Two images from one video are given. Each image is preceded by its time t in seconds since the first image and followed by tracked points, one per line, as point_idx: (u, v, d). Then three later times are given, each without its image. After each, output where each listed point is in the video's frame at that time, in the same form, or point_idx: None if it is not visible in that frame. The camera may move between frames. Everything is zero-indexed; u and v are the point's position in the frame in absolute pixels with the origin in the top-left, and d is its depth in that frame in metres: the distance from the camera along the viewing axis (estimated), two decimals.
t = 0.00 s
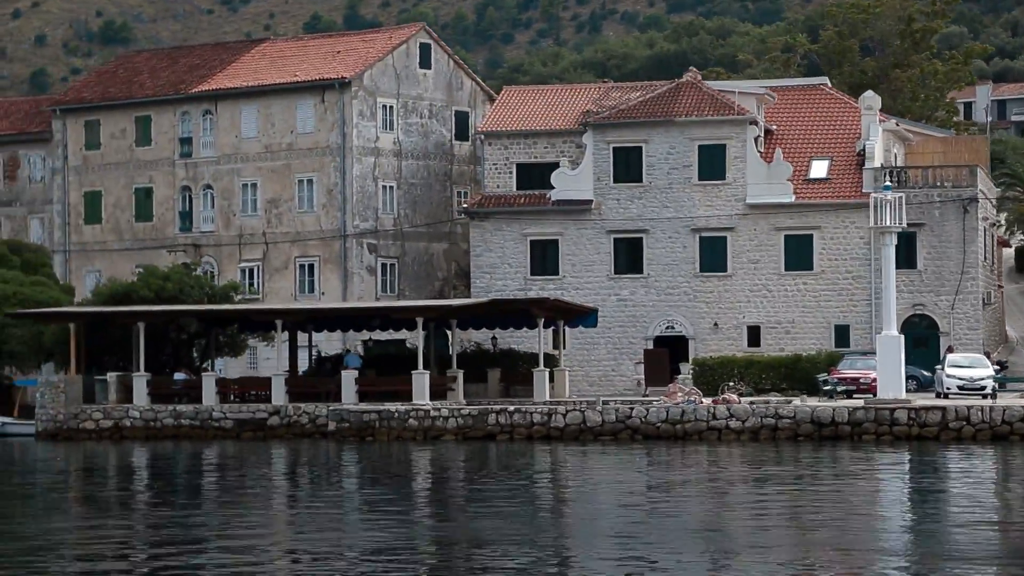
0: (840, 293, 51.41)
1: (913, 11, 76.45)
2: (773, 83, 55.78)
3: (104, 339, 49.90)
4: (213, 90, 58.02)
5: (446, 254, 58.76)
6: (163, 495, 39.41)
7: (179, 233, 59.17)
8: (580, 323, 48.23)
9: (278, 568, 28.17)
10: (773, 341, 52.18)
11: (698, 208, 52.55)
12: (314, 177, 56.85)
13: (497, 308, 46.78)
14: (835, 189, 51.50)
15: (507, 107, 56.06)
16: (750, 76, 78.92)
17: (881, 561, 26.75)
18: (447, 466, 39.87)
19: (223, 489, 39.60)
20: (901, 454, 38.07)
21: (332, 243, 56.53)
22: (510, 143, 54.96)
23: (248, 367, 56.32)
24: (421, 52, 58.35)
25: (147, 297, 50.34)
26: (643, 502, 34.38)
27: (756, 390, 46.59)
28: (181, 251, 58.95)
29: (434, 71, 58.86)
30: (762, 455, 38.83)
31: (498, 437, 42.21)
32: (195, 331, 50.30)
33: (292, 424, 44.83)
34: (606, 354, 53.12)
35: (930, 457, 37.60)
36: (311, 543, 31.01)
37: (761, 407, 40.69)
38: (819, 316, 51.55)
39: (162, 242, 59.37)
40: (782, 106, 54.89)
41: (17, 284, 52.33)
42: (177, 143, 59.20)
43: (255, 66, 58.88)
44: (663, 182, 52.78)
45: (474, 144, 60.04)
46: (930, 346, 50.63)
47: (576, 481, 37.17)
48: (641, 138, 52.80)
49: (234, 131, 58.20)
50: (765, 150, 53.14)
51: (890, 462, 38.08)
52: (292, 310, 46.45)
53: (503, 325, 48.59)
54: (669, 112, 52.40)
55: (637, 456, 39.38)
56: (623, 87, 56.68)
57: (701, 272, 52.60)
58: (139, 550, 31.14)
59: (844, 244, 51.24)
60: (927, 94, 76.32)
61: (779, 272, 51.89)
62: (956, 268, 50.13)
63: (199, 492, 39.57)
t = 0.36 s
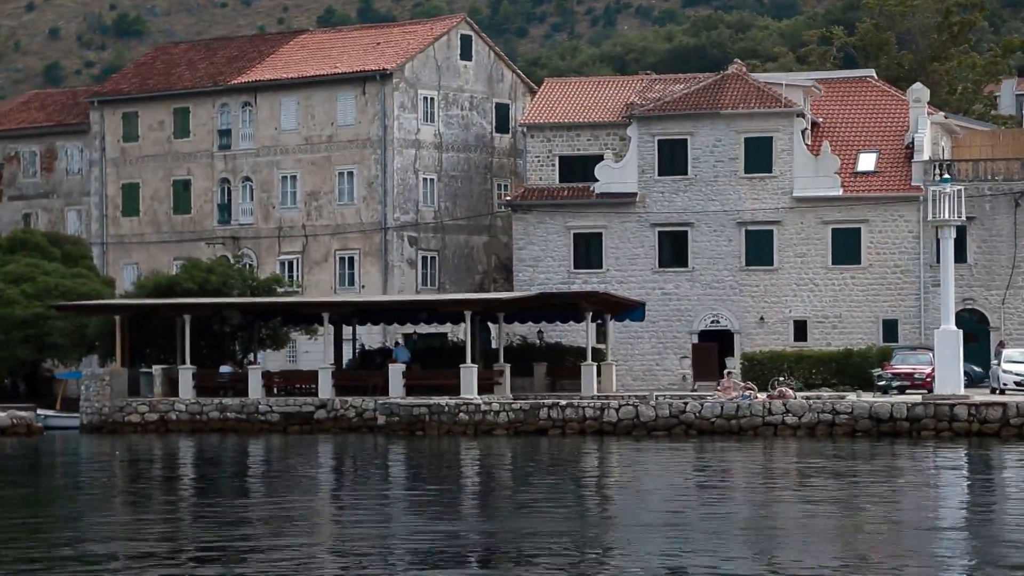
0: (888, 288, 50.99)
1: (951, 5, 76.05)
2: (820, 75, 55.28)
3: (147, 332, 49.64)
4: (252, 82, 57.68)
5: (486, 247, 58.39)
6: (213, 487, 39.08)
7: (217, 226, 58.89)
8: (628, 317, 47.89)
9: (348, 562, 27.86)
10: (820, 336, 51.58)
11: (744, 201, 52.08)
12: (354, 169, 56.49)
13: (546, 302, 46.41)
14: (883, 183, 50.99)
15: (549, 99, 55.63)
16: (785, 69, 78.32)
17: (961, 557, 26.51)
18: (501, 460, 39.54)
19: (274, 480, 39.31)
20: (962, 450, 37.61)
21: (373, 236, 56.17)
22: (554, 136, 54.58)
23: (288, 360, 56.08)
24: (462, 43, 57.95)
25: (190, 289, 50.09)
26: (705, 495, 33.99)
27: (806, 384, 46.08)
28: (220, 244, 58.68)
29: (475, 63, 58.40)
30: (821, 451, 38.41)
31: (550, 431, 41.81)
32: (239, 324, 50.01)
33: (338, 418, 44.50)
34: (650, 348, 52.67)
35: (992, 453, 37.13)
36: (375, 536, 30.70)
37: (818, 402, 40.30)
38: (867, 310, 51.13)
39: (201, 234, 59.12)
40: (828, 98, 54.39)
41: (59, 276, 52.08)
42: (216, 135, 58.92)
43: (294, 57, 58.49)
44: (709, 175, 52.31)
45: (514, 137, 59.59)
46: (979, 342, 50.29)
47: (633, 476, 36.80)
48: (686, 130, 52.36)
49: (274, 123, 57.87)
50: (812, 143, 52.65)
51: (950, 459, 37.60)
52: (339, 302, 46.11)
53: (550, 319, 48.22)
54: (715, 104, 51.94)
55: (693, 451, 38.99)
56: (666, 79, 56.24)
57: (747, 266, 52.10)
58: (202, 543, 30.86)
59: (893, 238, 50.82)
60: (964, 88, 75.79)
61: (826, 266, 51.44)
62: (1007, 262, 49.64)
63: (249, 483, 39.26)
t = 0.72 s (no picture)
0: (939, 283, 50.53)
1: None
2: (868, 68, 54.72)
3: (192, 325, 49.31)
4: (294, 75, 57.31)
5: (528, 241, 58.09)
6: (268, 479, 38.73)
7: (258, 219, 58.51)
8: (680, 312, 47.68)
9: (425, 554, 27.53)
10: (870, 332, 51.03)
11: (793, 195, 51.54)
12: (397, 162, 56.09)
13: (597, 296, 46.08)
14: (934, 177, 50.58)
15: (594, 92, 55.16)
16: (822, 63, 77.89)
17: None
18: (559, 453, 39.23)
19: (331, 471, 38.99)
20: None
21: (416, 230, 55.78)
22: (599, 129, 53.97)
23: (329, 354, 55.64)
24: (506, 35, 57.50)
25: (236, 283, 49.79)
26: (772, 490, 33.55)
27: (859, 380, 45.79)
28: (260, 237, 58.31)
29: (518, 55, 57.98)
30: (882, 448, 38.03)
31: (605, 427, 41.46)
32: (284, 318, 49.67)
33: (388, 412, 44.14)
34: (697, 344, 52.15)
35: None
36: (446, 529, 30.37)
37: (878, 399, 40.02)
38: (917, 306, 50.67)
39: (242, 228, 58.77)
40: (876, 91, 53.88)
41: (103, 269, 51.76)
42: (257, 127, 58.54)
43: (336, 49, 58.10)
44: (757, 168, 51.78)
45: (557, 130, 59.17)
46: None
47: (694, 471, 36.40)
48: (734, 123, 51.75)
49: (316, 115, 57.48)
50: (862, 136, 52.15)
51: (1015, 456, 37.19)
52: (388, 296, 45.68)
53: (599, 314, 47.78)
54: (764, 97, 51.33)
55: (752, 448, 38.55)
56: (712, 71, 55.73)
57: (796, 261, 51.62)
58: (272, 533, 30.54)
59: (944, 233, 50.34)
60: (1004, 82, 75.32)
61: (876, 261, 50.97)
62: None
63: (303, 476, 38.91)
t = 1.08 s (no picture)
0: (997, 281, 50.04)
1: None
2: (923, 63, 54.12)
3: (244, 323, 48.97)
4: (341, 71, 56.89)
5: (577, 238, 57.70)
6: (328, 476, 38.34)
7: (305, 216, 58.17)
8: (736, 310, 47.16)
9: (502, 549, 27.09)
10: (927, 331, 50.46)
11: (849, 192, 50.97)
12: (446, 159, 55.64)
13: (654, 295, 45.66)
14: (993, 174, 49.90)
15: (645, 88, 54.63)
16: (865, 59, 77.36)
17: None
18: (623, 452, 38.80)
19: (392, 468, 38.62)
20: None
21: (464, 227, 55.35)
22: (649, 125, 53.46)
23: (377, 353, 55.26)
24: (555, 31, 57.03)
25: (287, 280, 49.45)
26: (845, 489, 33.04)
27: (921, 380, 45.28)
28: (307, 234, 57.94)
29: (567, 51, 57.52)
30: (953, 448, 37.54)
31: (667, 427, 41.10)
32: (336, 317, 49.27)
33: (444, 411, 43.71)
34: (750, 343, 51.67)
35: None
36: (520, 524, 29.95)
37: (947, 398, 39.93)
38: (975, 304, 50.19)
39: (288, 225, 58.43)
40: (931, 87, 53.29)
41: (152, 267, 51.48)
42: (304, 124, 58.16)
43: (384, 45, 57.67)
44: (811, 165, 51.17)
45: (605, 126, 58.77)
46: None
47: (762, 470, 35.90)
48: (788, 120, 51.15)
49: (363, 112, 57.06)
50: (918, 133, 51.56)
51: None
52: (444, 294, 45.26)
53: (655, 312, 47.32)
54: (819, 93, 50.71)
55: (819, 449, 38.04)
56: (764, 67, 55.15)
57: (851, 259, 51.06)
58: (344, 529, 30.14)
59: (1003, 230, 49.86)
60: None
61: (934, 258, 50.39)
62: None
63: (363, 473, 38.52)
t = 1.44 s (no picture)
0: None
1: None
2: (984, 61, 53.33)
3: (299, 325, 48.64)
4: (392, 71, 56.48)
5: (630, 240, 57.18)
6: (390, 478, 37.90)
7: (354, 218, 57.81)
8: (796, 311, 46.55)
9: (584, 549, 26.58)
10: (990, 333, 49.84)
11: (908, 192, 50.32)
12: (497, 160, 55.21)
13: (714, 296, 45.10)
14: None
15: (699, 87, 54.06)
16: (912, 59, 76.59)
17: None
18: (691, 453, 38.30)
19: (457, 470, 38.18)
20: None
21: (517, 228, 54.90)
22: (704, 125, 52.86)
23: (429, 355, 54.91)
24: (607, 30, 56.55)
25: (343, 282, 49.10)
26: (923, 492, 32.42)
27: (988, 382, 44.50)
28: (357, 236, 57.59)
29: (619, 51, 57.05)
30: None
31: (734, 430, 40.78)
32: (392, 319, 48.88)
33: (505, 414, 43.29)
34: (808, 345, 51.14)
35: None
36: (596, 524, 29.44)
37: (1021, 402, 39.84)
38: None
39: (338, 227, 58.09)
40: (992, 84, 52.52)
41: (205, 268, 51.22)
42: (354, 125, 57.75)
43: (435, 45, 57.26)
44: (870, 164, 50.53)
45: (658, 126, 58.28)
46: None
47: (836, 473, 35.32)
48: (846, 119, 50.48)
49: (414, 112, 56.65)
50: (980, 131, 50.82)
51: None
52: (503, 296, 44.81)
53: (716, 313, 46.73)
54: (878, 92, 50.02)
55: (891, 452, 37.46)
56: (820, 66, 54.51)
57: (911, 259, 50.43)
58: (416, 528, 29.69)
59: None
60: None
61: (996, 259, 49.69)
62: None
63: (426, 474, 38.07)
